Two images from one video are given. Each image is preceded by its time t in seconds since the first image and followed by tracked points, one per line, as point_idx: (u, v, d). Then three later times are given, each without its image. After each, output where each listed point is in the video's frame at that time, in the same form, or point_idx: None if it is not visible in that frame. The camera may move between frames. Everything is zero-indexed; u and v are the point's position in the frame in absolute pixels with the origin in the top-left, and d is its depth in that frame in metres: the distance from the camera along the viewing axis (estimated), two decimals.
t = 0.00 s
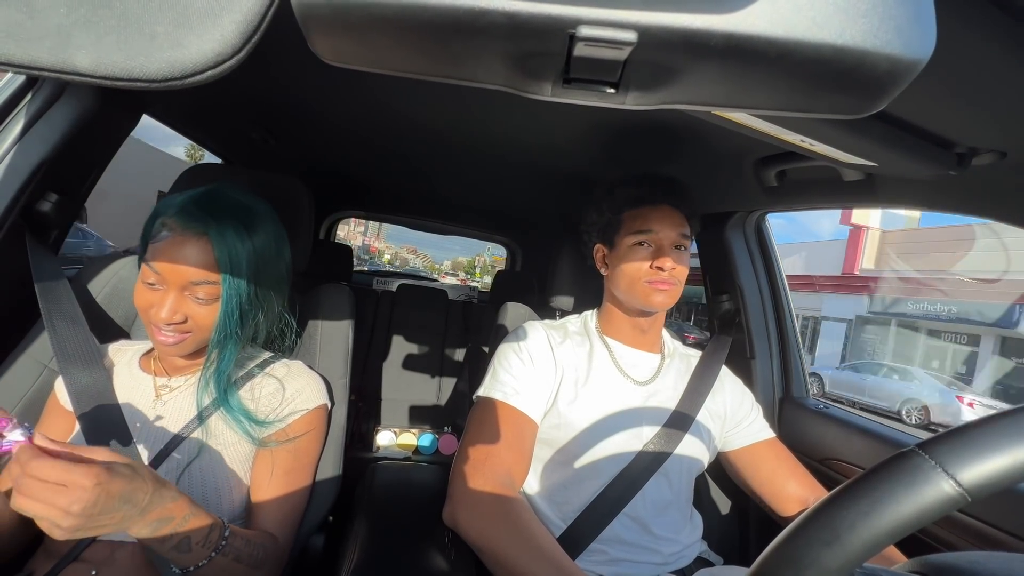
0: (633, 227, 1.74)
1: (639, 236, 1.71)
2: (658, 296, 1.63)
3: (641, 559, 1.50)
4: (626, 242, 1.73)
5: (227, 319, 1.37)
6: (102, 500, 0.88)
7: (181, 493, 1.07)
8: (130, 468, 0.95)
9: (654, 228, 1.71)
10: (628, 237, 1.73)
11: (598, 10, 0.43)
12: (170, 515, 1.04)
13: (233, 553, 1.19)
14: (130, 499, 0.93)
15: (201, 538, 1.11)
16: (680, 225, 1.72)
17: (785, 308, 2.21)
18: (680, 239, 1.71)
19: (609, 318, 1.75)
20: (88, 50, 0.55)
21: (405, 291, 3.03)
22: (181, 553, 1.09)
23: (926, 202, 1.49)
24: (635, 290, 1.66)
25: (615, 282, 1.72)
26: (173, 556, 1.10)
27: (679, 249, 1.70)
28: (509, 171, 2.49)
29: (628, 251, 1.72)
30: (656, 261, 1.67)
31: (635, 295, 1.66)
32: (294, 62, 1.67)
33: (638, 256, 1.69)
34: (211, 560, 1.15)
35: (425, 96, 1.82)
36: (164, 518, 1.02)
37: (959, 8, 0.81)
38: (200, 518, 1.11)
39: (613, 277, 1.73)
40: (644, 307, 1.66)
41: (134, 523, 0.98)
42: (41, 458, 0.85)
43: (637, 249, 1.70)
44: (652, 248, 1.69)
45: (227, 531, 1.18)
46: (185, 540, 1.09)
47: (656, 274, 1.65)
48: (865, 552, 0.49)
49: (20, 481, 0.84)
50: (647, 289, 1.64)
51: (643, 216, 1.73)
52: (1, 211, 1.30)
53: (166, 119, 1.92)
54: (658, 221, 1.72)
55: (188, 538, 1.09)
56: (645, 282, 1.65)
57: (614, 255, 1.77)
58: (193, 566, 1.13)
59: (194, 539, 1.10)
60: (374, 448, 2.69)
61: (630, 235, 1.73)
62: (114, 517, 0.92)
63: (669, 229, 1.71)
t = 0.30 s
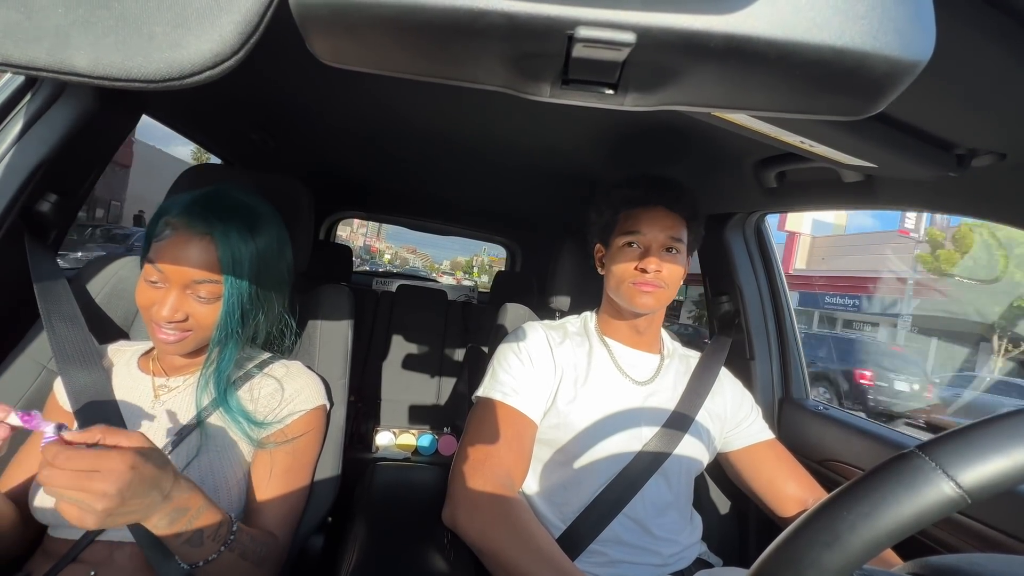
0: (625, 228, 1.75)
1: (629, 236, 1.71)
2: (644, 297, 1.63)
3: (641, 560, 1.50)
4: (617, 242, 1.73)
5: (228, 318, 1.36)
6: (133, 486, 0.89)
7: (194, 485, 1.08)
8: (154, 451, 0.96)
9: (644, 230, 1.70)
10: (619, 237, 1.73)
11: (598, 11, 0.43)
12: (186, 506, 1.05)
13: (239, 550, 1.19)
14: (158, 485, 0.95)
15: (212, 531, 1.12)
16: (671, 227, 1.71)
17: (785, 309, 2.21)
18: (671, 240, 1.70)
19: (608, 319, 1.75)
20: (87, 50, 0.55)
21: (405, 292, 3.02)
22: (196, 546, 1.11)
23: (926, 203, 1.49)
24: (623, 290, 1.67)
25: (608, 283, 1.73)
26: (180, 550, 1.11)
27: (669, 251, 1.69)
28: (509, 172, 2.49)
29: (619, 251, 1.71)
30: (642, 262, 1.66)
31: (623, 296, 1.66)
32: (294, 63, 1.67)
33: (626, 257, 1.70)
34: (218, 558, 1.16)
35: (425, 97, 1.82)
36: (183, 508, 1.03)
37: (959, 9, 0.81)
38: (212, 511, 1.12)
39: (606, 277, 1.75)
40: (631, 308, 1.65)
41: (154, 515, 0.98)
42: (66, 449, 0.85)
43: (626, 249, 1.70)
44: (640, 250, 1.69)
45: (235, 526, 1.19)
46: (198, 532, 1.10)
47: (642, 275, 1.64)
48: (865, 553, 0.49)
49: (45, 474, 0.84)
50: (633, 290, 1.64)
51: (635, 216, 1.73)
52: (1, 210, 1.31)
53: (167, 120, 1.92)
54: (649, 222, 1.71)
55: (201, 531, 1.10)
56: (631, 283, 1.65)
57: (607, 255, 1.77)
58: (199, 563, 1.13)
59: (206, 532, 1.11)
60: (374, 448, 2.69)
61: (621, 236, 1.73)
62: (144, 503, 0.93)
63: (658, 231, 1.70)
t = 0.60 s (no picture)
0: (620, 230, 1.75)
1: (624, 238, 1.71)
2: (640, 298, 1.63)
3: (641, 559, 1.50)
4: (613, 245, 1.73)
5: (255, 307, 1.42)
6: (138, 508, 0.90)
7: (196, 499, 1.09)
8: (149, 475, 0.97)
9: (639, 231, 1.70)
10: (615, 239, 1.73)
11: (599, 10, 0.43)
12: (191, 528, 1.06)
13: (245, 556, 1.21)
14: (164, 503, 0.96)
15: (221, 541, 1.14)
16: (666, 229, 1.70)
17: (785, 308, 2.22)
18: (665, 240, 1.68)
19: (608, 318, 1.75)
20: (88, 49, 0.55)
21: (405, 291, 3.03)
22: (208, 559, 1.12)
23: (927, 202, 1.49)
24: (619, 292, 1.66)
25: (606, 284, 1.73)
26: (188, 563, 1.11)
27: (663, 251, 1.67)
28: (509, 170, 2.49)
29: (614, 253, 1.71)
30: (638, 263, 1.65)
31: (620, 297, 1.67)
32: (295, 61, 1.67)
33: (621, 259, 1.69)
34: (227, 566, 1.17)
35: (425, 96, 1.82)
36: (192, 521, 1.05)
37: (960, 6, 0.81)
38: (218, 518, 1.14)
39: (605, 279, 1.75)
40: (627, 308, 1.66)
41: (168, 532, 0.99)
42: (62, 487, 0.83)
43: (622, 251, 1.69)
44: (636, 251, 1.68)
45: (240, 534, 1.21)
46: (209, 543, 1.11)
47: (638, 278, 1.64)
48: (863, 552, 0.49)
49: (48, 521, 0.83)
50: (629, 292, 1.64)
51: (630, 218, 1.72)
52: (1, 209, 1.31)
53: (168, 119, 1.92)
54: (642, 223, 1.71)
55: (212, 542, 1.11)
56: (626, 286, 1.65)
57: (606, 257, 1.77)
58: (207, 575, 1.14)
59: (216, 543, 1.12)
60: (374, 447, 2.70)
61: (618, 238, 1.72)
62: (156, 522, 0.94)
63: (651, 231, 1.69)
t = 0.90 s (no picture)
0: (602, 235, 1.79)
1: (602, 244, 1.75)
2: (617, 300, 1.66)
3: (641, 560, 1.50)
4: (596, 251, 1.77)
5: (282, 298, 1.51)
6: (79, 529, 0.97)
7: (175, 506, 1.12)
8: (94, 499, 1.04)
9: (614, 237, 1.73)
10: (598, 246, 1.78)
11: (598, 11, 0.43)
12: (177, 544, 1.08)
13: (262, 548, 1.22)
14: (119, 514, 1.03)
15: (221, 541, 1.14)
16: (647, 231, 1.70)
17: (785, 309, 2.22)
18: (641, 243, 1.69)
19: (608, 319, 1.75)
20: (87, 49, 0.55)
21: (405, 291, 3.03)
22: (210, 560, 1.11)
23: (926, 203, 1.49)
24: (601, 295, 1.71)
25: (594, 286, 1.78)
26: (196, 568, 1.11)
27: (640, 254, 1.68)
28: (509, 171, 2.48)
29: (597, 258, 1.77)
30: (616, 266, 1.69)
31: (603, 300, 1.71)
32: (294, 62, 1.67)
33: (602, 263, 1.74)
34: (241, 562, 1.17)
35: (425, 97, 1.82)
36: (173, 525, 1.08)
37: (960, 7, 0.81)
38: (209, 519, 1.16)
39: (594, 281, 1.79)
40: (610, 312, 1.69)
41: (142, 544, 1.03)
42: None
43: (602, 257, 1.74)
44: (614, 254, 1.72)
45: (246, 531, 1.21)
46: (207, 545, 1.11)
47: (613, 282, 1.67)
48: (863, 554, 0.49)
49: None
50: (609, 296, 1.68)
51: (612, 222, 1.75)
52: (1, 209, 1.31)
53: (169, 119, 1.92)
54: (618, 228, 1.73)
55: (210, 543, 1.12)
56: (605, 290, 1.70)
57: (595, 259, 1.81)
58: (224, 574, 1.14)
59: (216, 544, 1.13)
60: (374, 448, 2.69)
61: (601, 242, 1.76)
62: (109, 534, 1.00)
63: (626, 235, 1.71)
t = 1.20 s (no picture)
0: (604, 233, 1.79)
1: (606, 242, 1.75)
2: (621, 297, 1.66)
3: (641, 560, 1.49)
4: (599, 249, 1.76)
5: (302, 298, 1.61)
6: None
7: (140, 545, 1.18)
8: None
9: (619, 234, 1.73)
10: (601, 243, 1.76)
11: (598, 11, 0.43)
12: None
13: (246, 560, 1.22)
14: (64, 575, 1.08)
15: (191, 563, 1.17)
16: (652, 228, 1.71)
17: (785, 309, 2.21)
18: (645, 239, 1.70)
19: (608, 319, 1.75)
20: (88, 50, 0.55)
21: (405, 292, 3.03)
22: None
23: (926, 203, 1.49)
24: (604, 292, 1.71)
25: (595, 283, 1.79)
26: None
27: (644, 250, 1.69)
28: (509, 171, 2.49)
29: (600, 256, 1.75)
30: (621, 263, 1.69)
31: (605, 297, 1.71)
32: (294, 63, 1.67)
33: (605, 261, 1.74)
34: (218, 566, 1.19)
35: (425, 97, 1.82)
36: (128, 562, 1.12)
37: (959, 8, 0.81)
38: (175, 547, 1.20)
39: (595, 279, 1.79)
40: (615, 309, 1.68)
41: None
42: None
43: (608, 254, 1.73)
44: (619, 251, 1.71)
45: (222, 545, 1.22)
46: (174, 572, 1.14)
47: (618, 279, 1.67)
48: (864, 554, 0.49)
49: None
50: (615, 293, 1.67)
51: (615, 219, 1.76)
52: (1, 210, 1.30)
53: (168, 119, 1.92)
54: (622, 225, 1.74)
55: (176, 570, 1.14)
56: (610, 287, 1.69)
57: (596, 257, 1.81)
58: None
59: (184, 569, 1.16)
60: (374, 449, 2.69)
61: (604, 239, 1.77)
62: None
63: (631, 233, 1.71)
